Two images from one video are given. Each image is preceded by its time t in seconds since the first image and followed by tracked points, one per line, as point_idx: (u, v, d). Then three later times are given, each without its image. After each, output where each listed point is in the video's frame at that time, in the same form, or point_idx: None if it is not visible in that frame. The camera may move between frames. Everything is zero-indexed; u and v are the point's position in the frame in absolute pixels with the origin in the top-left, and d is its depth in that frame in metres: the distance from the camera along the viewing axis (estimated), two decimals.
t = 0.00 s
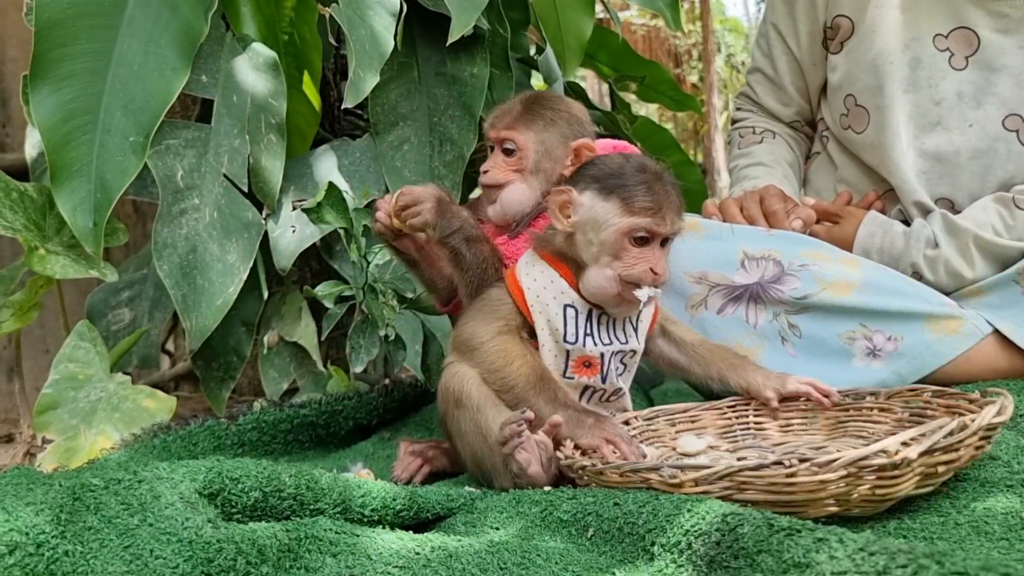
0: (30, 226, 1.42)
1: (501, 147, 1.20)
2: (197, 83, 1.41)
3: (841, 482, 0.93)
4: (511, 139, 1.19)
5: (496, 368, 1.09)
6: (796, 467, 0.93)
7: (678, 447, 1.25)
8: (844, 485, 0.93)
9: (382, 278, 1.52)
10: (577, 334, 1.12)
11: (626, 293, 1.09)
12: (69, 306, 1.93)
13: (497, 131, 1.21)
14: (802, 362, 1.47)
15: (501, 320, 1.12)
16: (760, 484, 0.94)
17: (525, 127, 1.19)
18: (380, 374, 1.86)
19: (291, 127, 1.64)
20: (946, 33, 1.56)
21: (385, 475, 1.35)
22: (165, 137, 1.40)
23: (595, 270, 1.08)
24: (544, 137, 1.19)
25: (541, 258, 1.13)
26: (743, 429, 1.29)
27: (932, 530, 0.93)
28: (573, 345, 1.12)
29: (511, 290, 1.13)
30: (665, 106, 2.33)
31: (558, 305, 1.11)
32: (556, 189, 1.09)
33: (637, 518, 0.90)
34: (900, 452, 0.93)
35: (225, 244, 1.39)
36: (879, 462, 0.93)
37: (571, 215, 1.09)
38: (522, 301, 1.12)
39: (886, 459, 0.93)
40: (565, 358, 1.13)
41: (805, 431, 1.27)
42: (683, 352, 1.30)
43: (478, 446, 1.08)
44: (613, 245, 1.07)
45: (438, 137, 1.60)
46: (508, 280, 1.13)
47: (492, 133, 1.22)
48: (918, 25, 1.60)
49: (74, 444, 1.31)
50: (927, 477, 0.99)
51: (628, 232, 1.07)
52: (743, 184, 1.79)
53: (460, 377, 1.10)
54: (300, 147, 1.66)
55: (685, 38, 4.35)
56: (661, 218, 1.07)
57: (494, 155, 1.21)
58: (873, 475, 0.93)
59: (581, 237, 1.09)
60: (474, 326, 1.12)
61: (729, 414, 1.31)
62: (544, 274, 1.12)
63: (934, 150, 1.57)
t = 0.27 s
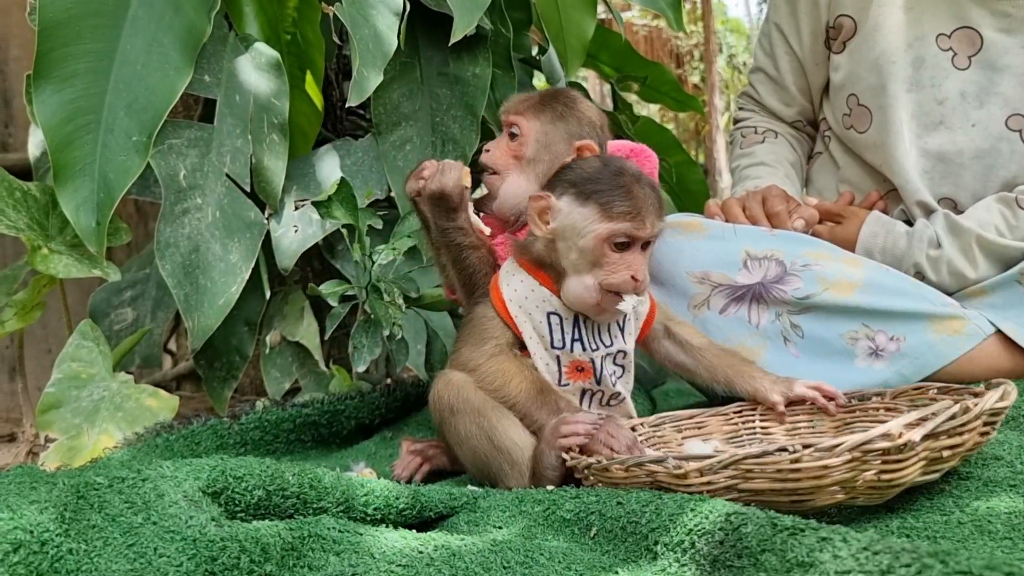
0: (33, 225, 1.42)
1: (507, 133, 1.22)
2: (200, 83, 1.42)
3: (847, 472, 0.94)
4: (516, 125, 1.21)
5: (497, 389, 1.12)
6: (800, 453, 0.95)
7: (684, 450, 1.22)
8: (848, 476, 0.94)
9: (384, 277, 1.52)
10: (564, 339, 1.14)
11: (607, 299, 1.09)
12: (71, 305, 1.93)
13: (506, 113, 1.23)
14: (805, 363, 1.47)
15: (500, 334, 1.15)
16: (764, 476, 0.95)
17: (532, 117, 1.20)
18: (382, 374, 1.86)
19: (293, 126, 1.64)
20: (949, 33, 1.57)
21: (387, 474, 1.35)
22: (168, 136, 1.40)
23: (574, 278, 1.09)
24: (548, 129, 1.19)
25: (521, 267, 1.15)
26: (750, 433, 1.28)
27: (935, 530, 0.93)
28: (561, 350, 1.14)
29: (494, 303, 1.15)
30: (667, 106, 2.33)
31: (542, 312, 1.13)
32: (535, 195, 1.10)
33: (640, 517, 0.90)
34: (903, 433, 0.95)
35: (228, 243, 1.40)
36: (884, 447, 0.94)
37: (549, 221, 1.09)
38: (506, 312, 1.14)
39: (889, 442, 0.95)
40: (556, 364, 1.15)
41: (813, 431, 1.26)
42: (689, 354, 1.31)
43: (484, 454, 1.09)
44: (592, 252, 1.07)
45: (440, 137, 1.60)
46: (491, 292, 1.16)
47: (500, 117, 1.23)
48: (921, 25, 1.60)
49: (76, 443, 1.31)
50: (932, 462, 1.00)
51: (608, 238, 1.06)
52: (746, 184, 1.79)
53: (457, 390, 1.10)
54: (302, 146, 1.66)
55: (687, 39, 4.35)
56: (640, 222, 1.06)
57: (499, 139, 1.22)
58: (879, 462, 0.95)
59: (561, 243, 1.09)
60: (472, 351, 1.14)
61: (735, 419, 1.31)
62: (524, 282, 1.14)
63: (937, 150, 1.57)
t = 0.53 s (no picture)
0: (38, 226, 1.43)
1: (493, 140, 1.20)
2: (203, 84, 1.43)
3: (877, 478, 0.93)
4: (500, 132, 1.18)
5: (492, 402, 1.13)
6: (834, 462, 0.93)
7: (678, 453, 1.21)
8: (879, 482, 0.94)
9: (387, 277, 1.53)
10: (543, 342, 1.15)
11: (579, 295, 1.07)
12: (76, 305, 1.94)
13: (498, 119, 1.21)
14: (806, 364, 1.47)
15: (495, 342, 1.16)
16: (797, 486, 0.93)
17: (514, 123, 1.18)
18: (384, 374, 1.86)
19: (297, 127, 1.64)
20: (949, 34, 1.57)
21: (391, 474, 1.35)
22: (172, 137, 1.41)
23: (546, 278, 1.08)
24: (528, 136, 1.17)
25: (499, 275, 1.16)
26: (736, 430, 1.27)
27: (937, 529, 0.93)
28: (541, 353, 1.15)
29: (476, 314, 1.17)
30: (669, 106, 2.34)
31: (519, 318, 1.14)
32: (502, 197, 1.08)
33: (642, 517, 0.90)
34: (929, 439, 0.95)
35: (232, 244, 1.40)
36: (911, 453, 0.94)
37: (518, 223, 1.08)
38: (487, 321, 1.15)
39: (919, 450, 0.94)
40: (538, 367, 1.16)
41: (800, 429, 1.26)
42: (674, 355, 1.33)
43: (481, 460, 1.11)
44: (561, 251, 1.05)
45: (442, 137, 1.61)
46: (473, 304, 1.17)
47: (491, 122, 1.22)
48: (921, 26, 1.60)
49: (82, 443, 1.32)
50: (953, 465, 1.00)
51: (575, 234, 1.04)
52: (747, 184, 1.80)
53: (450, 401, 1.12)
54: (305, 147, 1.67)
55: (688, 38, 4.36)
56: (607, 217, 1.03)
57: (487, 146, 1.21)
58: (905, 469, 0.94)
59: (531, 245, 1.08)
60: (466, 367, 1.16)
61: (723, 416, 1.29)
62: (500, 288, 1.15)
63: (938, 150, 1.57)
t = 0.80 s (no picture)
0: (39, 224, 1.43)
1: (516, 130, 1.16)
2: (205, 83, 1.44)
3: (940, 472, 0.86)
4: (528, 125, 1.16)
5: (504, 411, 1.06)
6: (893, 462, 0.85)
7: (700, 438, 1.23)
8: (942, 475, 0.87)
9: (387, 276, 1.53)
10: (544, 337, 1.10)
11: (562, 280, 1.02)
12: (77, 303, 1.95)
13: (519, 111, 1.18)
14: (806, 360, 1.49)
15: (505, 340, 1.09)
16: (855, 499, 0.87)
17: (544, 117, 1.16)
18: (385, 372, 1.86)
19: (298, 126, 1.65)
20: (949, 32, 1.57)
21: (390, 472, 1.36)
22: (172, 135, 1.40)
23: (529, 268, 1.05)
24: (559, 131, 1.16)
25: (496, 274, 1.11)
26: (754, 398, 1.28)
27: (938, 527, 0.93)
28: (541, 350, 1.10)
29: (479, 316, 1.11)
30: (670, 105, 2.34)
31: (517, 313, 1.08)
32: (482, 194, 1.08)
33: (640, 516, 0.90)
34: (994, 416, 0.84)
35: (232, 242, 1.40)
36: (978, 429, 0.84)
37: (496, 217, 1.07)
38: (486, 318, 1.09)
39: (981, 423, 0.84)
40: (537, 365, 1.11)
41: (816, 382, 1.27)
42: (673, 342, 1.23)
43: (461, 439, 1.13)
44: (534, 234, 1.02)
45: (442, 136, 1.61)
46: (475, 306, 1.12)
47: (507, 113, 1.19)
48: (921, 24, 1.60)
49: (83, 441, 1.32)
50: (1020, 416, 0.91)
51: (547, 214, 1.01)
52: (747, 182, 1.80)
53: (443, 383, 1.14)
54: (306, 145, 1.67)
55: (689, 37, 4.37)
56: (573, 190, 1.00)
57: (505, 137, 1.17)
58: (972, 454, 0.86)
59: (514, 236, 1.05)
60: (479, 373, 1.08)
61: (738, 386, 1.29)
62: (498, 286, 1.10)
63: (938, 149, 1.57)
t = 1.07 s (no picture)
0: (41, 223, 1.43)
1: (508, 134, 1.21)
2: (206, 82, 1.43)
3: (898, 411, 0.85)
4: (517, 125, 1.20)
5: (537, 422, 1.06)
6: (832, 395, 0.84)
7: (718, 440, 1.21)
8: (903, 417, 0.85)
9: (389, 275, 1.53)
10: (563, 346, 1.08)
11: (605, 302, 1.04)
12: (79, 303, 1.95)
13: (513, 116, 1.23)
14: (809, 360, 1.48)
15: (531, 345, 1.07)
16: (833, 459, 0.86)
17: (535, 115, 1.20)
18: (386, 372, 1.87)
19: (300, 125, 1.65)
20: (951, 31, 1.57)
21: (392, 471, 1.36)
22: (174, 135, 1.40)
23: (570, 283, 1.05)
24: (550, 124, 1.20)
25: (517, 278, 1.10)
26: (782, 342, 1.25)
27: (941, 526, 0.93)
28: (559, 358, 1.09)
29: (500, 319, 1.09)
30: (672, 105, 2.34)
31: (541, 319, 1.07)
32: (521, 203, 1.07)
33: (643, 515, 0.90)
34: (904, 369, 0.83)
35: (234, 241, 1.40)
36: (901, 380, 0.84)
37: (540, 228, 1.06)
38: (512, 323, 1.08)
39: (924, 353, 0.84)
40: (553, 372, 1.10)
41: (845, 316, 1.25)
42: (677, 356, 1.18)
43: (471, 436, 1.13)
44: (588, 254, 1.03)
45: (444, 135, 1.61)
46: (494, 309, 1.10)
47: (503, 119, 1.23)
48: (923, 24, 1.60)
49: (85, 439, 1.32)
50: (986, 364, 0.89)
51: (602, 238, 1.02)
52: (749, 182, 1.80)
53: (454, 376, 1.13)
54: (308, 144, 1.67)
55: (690, 37, 4.37)
56: (633, 218, 1.03)
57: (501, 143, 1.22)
58: (933, 390, 0.84)
59: (553, 250, 1.06)
60: (510, 383, 1.06)
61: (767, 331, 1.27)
62: (520, 290, 1.08)
63: (940, 148, 1.57)
